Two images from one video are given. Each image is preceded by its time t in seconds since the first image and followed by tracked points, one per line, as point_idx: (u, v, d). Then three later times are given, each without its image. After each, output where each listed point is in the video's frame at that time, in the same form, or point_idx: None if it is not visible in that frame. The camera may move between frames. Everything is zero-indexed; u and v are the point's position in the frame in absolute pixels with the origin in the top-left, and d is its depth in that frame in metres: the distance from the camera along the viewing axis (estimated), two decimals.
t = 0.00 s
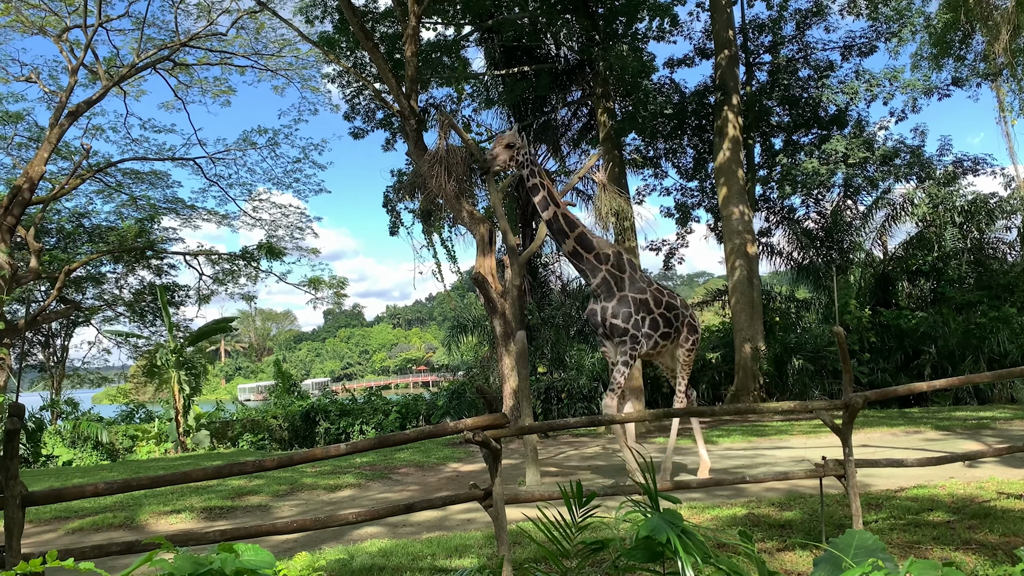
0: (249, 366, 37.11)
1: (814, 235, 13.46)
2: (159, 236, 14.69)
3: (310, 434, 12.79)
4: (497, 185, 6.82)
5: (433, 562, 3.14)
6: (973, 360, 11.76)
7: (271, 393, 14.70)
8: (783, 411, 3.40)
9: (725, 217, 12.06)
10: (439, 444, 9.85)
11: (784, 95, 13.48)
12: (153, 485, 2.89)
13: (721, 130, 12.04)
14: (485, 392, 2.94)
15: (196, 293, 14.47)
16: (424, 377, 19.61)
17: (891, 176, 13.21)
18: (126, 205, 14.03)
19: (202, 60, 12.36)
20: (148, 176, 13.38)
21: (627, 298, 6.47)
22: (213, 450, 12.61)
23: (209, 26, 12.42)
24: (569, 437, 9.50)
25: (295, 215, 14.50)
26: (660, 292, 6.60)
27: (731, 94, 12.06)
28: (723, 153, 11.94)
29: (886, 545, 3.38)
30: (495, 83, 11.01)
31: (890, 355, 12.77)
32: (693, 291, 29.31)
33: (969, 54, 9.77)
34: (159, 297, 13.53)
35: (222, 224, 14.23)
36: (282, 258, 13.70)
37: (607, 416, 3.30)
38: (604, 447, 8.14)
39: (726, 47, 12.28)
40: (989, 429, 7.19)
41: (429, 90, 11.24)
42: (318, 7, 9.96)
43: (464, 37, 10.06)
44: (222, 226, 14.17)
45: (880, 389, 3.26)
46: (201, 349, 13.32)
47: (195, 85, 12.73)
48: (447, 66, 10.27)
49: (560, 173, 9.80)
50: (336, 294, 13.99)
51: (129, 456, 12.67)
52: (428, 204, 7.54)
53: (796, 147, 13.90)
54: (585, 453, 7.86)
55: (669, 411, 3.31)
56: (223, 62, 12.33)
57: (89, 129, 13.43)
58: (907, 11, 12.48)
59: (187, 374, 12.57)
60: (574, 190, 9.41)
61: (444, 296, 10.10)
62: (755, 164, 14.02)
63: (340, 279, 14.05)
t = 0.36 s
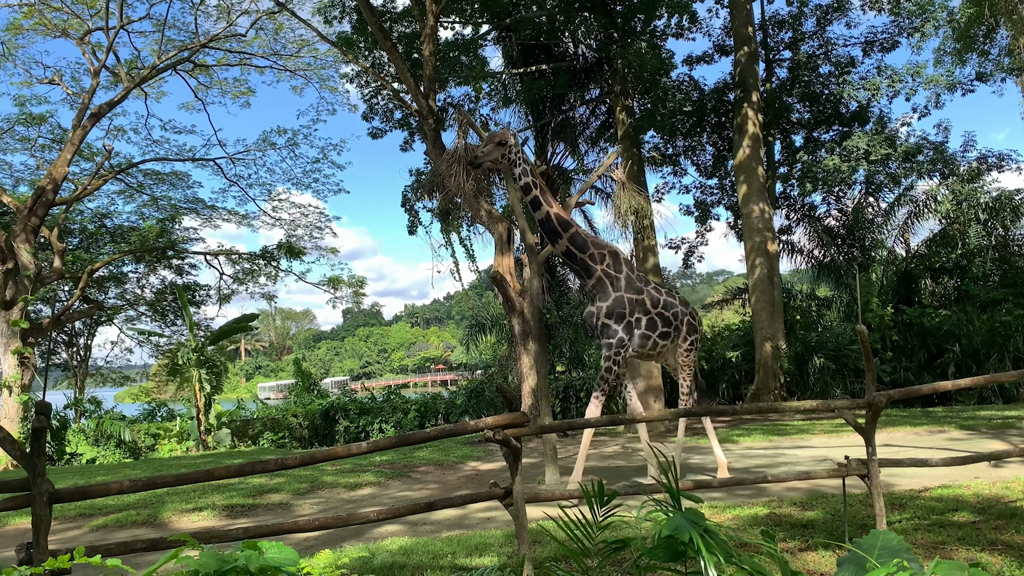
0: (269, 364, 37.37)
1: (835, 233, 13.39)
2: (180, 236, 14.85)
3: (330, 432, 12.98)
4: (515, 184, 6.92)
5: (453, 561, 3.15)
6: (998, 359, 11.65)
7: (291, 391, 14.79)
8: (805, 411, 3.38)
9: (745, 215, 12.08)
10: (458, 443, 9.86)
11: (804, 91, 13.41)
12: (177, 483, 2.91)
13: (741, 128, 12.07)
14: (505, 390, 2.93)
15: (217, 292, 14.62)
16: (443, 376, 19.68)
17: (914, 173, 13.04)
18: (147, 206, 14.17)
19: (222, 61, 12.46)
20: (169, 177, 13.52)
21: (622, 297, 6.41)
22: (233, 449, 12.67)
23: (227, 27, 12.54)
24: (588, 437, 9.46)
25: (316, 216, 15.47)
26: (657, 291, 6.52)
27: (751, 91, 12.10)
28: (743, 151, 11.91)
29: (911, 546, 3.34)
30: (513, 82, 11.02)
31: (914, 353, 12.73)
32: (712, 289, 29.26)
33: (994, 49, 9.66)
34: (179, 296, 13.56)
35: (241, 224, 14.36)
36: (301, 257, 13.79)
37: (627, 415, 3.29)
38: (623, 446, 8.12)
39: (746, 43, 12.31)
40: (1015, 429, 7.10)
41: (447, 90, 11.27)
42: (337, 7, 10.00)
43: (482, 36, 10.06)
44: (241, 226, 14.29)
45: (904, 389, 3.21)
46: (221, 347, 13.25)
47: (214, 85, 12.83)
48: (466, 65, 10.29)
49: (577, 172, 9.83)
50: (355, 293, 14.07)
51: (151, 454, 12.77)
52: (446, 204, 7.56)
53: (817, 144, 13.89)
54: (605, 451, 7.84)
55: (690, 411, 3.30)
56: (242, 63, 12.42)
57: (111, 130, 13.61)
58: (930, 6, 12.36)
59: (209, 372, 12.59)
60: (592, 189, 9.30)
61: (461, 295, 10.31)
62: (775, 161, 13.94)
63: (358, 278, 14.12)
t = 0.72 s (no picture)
0: (288, 363, 37.63)
1: (856, 231, 13.47)
2: (201, 236, 15.00)
3: (349, 431, 13.09)
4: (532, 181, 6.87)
5: (473, 560, 3.15)
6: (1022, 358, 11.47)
7: (311, 390, 14.85)
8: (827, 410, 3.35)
9: (765, 213, 12.03)
10: (475, 442, 9.86)
11: (825, 88, 13.16)
12: (200, 481, 2.93)
13: (760, 126, 12.08)
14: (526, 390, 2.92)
15: (237, 292, 14.75)
16: (460, 375, 19.75)
17: (937, 171, 13.01)
18: (167, 207, 14.31)
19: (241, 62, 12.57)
20: (189, 178, 13.65)
21: (611, 296, 6.32)
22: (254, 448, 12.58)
23: (247, 28, 12.65)
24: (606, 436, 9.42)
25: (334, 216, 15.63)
26: (648, 289, 6.44)
27: (771, 88, 12.14)
28: (764, 149, 11.91)
29: (936, 548, 3.31)
30: (531, 82, 10.66)
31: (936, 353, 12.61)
32: (732, 289, 29.14)
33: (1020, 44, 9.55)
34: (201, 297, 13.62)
35: (262, 224, 14.52)
36: (321, 257, 13.87)
37: (647, 415, 3.27)
38: (642, 446, 8.09)
39: (765, 41, 12.29)
40: None
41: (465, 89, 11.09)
42: (355, 7, 10.03)
43: (499, 36, 10.04)
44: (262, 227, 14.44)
45: (928, 388, 3.19)
46: (242, 346, 13.26)
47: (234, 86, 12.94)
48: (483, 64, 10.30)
49: (595, 171, 9.79)
50: (374, 292, 14.14)
51: (173, 452, 12.86)
52: (464, 204, 7.54)
53: (838, 142, 13.85)
54: (624, 451, 7.82)
55: (710, 411, 3.28)
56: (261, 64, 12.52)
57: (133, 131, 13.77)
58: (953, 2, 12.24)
59: (229, 371, 12.60)
60: (612, 188, 9.27)
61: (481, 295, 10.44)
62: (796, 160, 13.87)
63: (377, 278, 14.17)
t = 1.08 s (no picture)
0: (305, 362, 37.84)
1: (875, 229, 13.75)
2: (218, 236, 15.10)
3: (367, 430, 13.14)
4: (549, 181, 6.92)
5: (491, 559, 3.15)
6: None
7: (328, 389, 14.90)
8: (847, 410, 3.33)
9: (783, 211, 12.09)
10: (491, 442, 9.87)
11: (844, 85, 13.22)
12: (220, 480, 2.95)
13: (778, 123, 12.13)
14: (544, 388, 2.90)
15: (255, 292, 14.85)
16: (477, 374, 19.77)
17: (958, 168, 12.91)
18: (185, 206, 14.40)
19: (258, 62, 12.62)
20: (207, 177, 13.73)
21: (602, 295, 6.13)
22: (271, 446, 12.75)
23: (263, 28, 12.73)
24: (623, 435, 9.38)
25: (351, 215, 15.60)
26: (640, 288, 6.25)
27: (789, 86, 12.14)
28: (782, 146, 11.92)
29: (959, 549, 3.28)
30: (547, 80, 10.73)
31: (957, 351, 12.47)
32: (750, 288, 29.00)
33: None
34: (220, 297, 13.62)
35: (279, 224, 14.63)
36: (337, 256, 13.91)
37: (666, 414, 3.26)
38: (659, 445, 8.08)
39: (783, 38, 12.34)
40: None
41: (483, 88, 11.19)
42: (371, 7, 10.07)
43: (515, 34, 10.00)
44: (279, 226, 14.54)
45: (949, 387, 3.15)
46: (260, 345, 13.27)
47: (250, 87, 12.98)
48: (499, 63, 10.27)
49: (612, 169, 9.75)
50: (390, 291, 14.16)
51: (191, 451, 12.95)
52: (481, 202, 7.58)
53: (857, 139, 13.61)
54: (641, 451, 7.79)
55: (730, 409, 3.28)
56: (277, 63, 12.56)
57: (151, 132, 13.90)
58: None
59: (248, 370, 12.53)
60: (629, 185, 9.31)
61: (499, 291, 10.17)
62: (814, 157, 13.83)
63: (394, 277, 14.20)
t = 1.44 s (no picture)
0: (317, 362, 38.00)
1: (889, 228, 13.84)
2: (231, 236, 15.18)
3: (379, 429, 13.17)
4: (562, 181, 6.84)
5: (504, 558, 3.14)
6: None
7: (340, 388, 14.94)
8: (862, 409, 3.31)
9: (797, 209, 11.97)
10: (503, 441, 9.86)
11: (857, 83, 13.16)
12: (234, 478, 2.96)
13: (792, 122, 12.01)
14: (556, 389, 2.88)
15: (268, 291, 14.93)
16: (489, 373, 19.78)
17: (974, 165, 12.82)
18: (198, 206, 14.50)
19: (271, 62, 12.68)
20: (220, 177, 13.80)
21: (590, 294, 6.13)
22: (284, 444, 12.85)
23: (276, 29, 12.79)
24: (635, 434, 9.35)
25: (363, 212, 15.87)
26: (628, 289, 6.24)
27: (802, 83, 12.05)
28: (795, 144, 11.86)
29: (975, 549, 3.26)
30: (559, 79, 10.74)
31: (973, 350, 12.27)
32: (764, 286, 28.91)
33: None
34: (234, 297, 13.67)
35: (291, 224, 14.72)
36: (349, 255, 13.94)
37: (679, 414, 3.25)
38: (672, 444, 8.06)
39: (796, 35, 12.22)
40: None
41: (494, 87, 11.25)
42: (383, 7, 10.08)
43: (527, 33, 10.04)
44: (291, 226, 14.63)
45: (966, 386, 3.13)
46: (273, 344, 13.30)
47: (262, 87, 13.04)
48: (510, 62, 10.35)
49: (623, 168, 9.76)
50: (402, 290, 14.19)
51: (205, 449, 13.02)
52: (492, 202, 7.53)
53: (871, 137, 13.63)
54: (653, 450, 7.77)
55: (744, 408, 3.27)
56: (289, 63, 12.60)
57: (164, 132, 13.98)
58: None
59: (260, 369, 12.70)
60: (640, 185, 9.22)
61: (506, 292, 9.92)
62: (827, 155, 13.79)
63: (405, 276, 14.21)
